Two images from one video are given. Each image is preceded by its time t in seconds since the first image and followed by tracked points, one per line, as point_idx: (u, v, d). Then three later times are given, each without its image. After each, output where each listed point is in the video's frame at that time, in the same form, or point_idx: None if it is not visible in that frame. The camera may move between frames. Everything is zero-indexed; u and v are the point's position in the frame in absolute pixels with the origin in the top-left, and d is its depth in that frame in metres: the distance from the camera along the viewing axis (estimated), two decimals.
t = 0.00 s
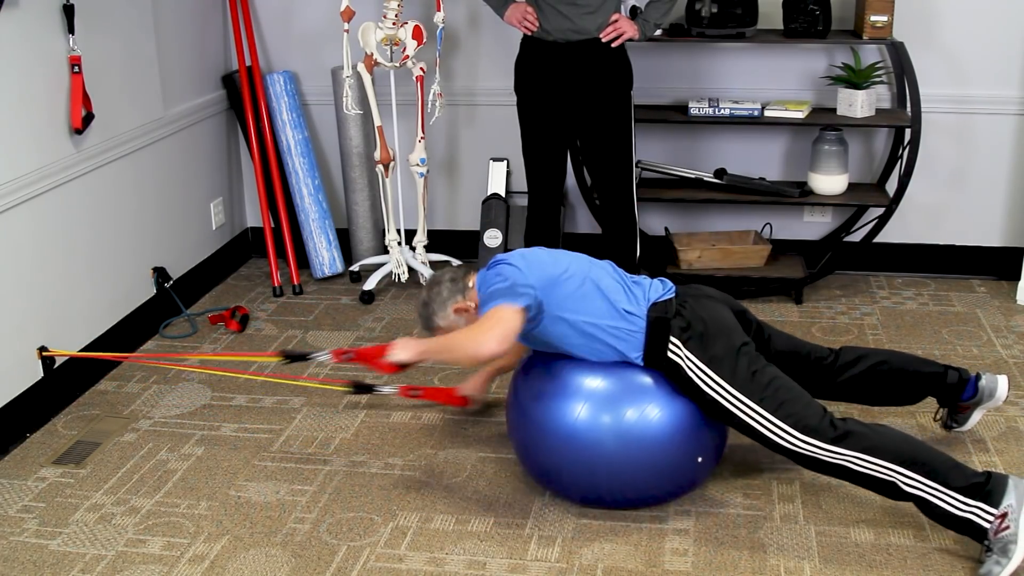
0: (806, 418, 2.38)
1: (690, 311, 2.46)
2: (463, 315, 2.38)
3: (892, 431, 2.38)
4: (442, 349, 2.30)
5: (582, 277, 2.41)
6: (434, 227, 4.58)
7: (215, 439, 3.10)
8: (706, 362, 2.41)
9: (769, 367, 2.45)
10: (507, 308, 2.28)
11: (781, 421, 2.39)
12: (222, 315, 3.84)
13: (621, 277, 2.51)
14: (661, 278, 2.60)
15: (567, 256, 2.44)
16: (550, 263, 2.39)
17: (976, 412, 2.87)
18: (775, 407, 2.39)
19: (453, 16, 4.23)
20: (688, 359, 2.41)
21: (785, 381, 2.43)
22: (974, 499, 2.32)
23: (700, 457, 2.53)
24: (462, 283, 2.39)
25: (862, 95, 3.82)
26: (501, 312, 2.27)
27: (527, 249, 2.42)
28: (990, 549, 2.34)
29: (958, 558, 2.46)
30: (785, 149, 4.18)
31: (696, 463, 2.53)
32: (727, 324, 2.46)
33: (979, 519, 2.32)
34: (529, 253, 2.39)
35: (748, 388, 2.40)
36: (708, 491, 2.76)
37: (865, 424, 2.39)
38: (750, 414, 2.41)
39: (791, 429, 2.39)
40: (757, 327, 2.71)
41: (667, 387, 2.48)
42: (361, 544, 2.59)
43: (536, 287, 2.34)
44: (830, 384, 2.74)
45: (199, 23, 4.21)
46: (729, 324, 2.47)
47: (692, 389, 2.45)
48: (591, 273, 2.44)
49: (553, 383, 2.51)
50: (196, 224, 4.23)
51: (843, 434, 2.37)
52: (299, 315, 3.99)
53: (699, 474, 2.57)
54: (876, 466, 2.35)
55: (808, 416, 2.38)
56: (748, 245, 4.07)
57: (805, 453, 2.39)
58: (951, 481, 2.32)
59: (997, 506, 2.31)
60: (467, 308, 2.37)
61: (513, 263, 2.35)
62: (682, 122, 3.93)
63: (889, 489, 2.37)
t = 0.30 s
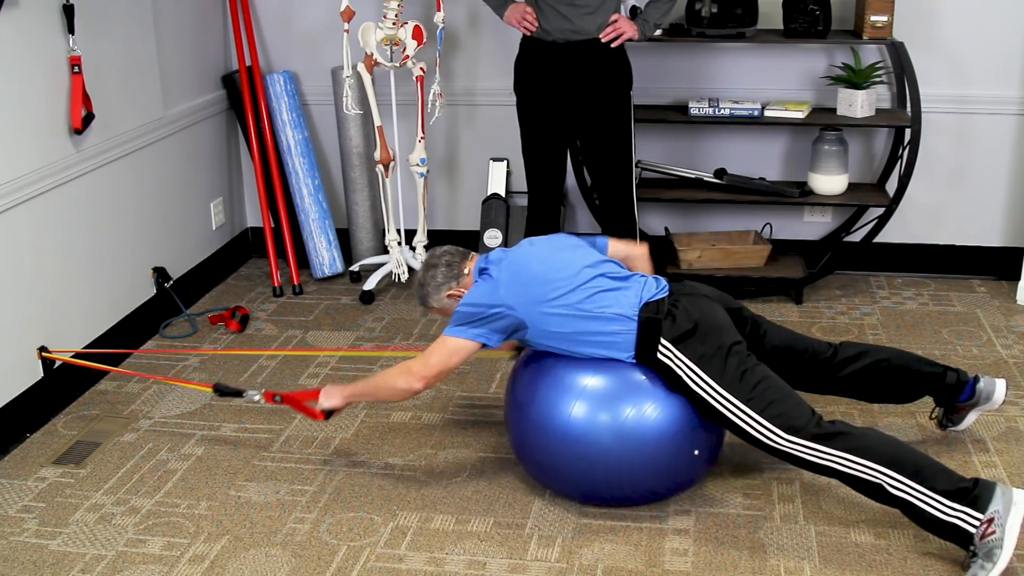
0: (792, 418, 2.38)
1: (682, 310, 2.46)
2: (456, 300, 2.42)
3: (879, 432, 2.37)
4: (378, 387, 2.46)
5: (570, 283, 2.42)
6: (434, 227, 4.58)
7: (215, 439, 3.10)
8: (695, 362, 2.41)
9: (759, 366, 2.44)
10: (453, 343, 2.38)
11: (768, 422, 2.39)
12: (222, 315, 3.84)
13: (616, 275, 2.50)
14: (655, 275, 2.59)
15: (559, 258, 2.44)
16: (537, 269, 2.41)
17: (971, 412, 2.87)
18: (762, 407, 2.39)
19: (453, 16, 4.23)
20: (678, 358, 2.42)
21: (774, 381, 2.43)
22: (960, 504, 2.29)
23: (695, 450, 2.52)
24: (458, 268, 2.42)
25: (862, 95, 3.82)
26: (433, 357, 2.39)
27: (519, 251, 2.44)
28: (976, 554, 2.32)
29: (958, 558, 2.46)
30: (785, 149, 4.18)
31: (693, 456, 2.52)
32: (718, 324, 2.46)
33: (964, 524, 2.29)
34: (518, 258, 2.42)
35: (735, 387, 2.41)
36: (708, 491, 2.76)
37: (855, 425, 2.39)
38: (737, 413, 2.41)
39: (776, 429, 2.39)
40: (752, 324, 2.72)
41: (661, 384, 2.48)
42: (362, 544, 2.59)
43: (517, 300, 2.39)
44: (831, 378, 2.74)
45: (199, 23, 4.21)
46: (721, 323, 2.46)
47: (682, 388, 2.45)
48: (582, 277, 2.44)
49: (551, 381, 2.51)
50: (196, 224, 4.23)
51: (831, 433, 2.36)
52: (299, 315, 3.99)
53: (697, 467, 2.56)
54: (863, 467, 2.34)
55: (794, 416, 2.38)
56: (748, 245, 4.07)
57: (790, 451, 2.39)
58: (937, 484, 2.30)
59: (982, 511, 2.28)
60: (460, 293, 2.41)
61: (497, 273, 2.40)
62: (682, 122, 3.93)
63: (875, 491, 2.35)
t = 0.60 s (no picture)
0: (800, 416, 2.39)
1: (681, 313, 2.45)
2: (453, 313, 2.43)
3: (888, 429, 2.37)
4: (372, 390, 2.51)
5: (564, 293, 2.40)
6: (434, 227, 4.58)
7: (215, 439, 3.10)
8: (697, 364, 2.41)
9: (763, 365, 2.45)
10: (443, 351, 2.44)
11: (775, 420, 2.39)
12: (222, 315, 3.81)
13: (614, 280, 2.47)
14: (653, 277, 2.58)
15: (554, 266, 2.42)
16: (532, 280, 2.40)
17: (965, 408, 2.89)
18: (769, 406, 2.39)
19: (453, 16, 4.23)
20: (679, 362, 2.41)
21: (779, 381, 2.43)
22: (968, 500, 2.31)
23: (695, 454, 2.52)
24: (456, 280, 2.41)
25: (862, 95, 3.81)
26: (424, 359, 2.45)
27: (513, 261, 2.42)
28: (990, 551, 2.33)
29: (958, 557, 2.47)
30: (786, 149, 4.18)
31: (692, 460, 2.53)
32: (719, 325, 2.46)
33: (974, 520, 2.31)
34: (512, 269, 2.40)
35: (740, 387, 2.41)
36: (708, 491, 2.76)
37: (863, 421, 2.39)
38: (742, 414, 2.41)
39: (785, 427, 2.39)
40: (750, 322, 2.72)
41: (659, 386, 2.48)
42: (361, 544, 2.59)
43: (512, 313, 2.39)
44: (830, 379, 2.73)
45: (199, 23, 4.21)
46: (723, 324, 2.47)
47: (684, 390, 2.45)
48: (578, 286, 2.42)
49: (551, 384, 2.51)
50: (196, 224, 4.23)
51: (841, 429, 2.36)
52: (299, 315, 3.99)
53: (696, 471, 2.56)
54: (872, 464, 2.34)
55: (802, 414, 2.39)
56: (748, 245, 4.07)
57: (798, 449, 2.39)
58: (946, 481, 2.31)
59: (991, 507, 2.30)
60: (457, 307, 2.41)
61: (491, 285, 2.40)
62: (682, 122, 3.93)
63: (884, 488, 2.36)
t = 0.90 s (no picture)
0: (809, 415, 2.39)
1: (689, 314, 2.47)
2: (444, 312, 2.34)
3: (896, 430, 2.38)
4: (401, 428, 2.38)
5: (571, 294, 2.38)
6: (434, 227, 4.58)
7: (216, 439, 3.10)
8: (707, 365, 2.41)
9: (769, 368, 2.45)
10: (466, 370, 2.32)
11: (786, 420, 2.39)
12: (222, 315, 3.85)
13: (615, 283, 2.47)
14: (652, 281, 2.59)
15: (557, 268, 2.40)
16: (536, 281, 2.36)
17: (955, 402, 2.87)
18: (779, 406, 2.39)
19: (453, 16, 4.23)
20: (688, 361, 2.41)
21: (786, 382, 2.44)
22: (976, 501, 2.32)
23: (696, 465, 2.54)
24: (450, 280, 2.35)
25: (862, 95, 3.81)
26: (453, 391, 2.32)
27: (514, 264, 2.38)
28: (998, 550, 2.34)
29: (959, 557, 2.47)
30: (786, 149, 4.18)
31: (692, 470, 2.54)
32: (725, 327, 2.47)
33: (981, 521, 2.32)
34: (514, 272, 2.36)
35: (750, 387, 2.41)
36: (707, 491, 2.76)
37: (871, 421, 2.40)
38: (753, 413, 2.41)
39: (796, 427, 2.38)
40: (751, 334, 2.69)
41: (662, 391, 2.48)
42: (361, 544, 2.59)
43: (521, 314, 2.34)
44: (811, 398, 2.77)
45: (199, 23, 4.21)
46: (728, 326, 2.48)
47: (693, 392, 2.44)
48: (582, 286, 2.40)
49: (549, 387, 2.51)
50: (196, 224, 4.23)
51: (851, 429, 2.36)
52: (299, 316, 3.99)
53: (694, 480, 2.57)
54: (884, 463, 2.33)
55: (812, 413, 2.39)
56: (748, 245, 4.07)
57: (809, 449, 2.38)
58: (954, 482, 2.32)
59: (998, 508, 2.31)
60: (449, 307, 2.34)
61: (495, 288, 2.34)
62: (681, 122, 3.93)
63: (893, 489, 2.35)
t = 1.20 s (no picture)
0: (812, 429, 2.38)
1: (690, 324, 2.45)
2: (451, 341, 2.35)
3: (898, 440, 2.37)
4: (434, 444, 2.31)
5: (567, 301, 2.38)
6: (434, 227, 4.58)
7: (216, 439, 3.10)
8: (708, 378, 2.40)
9: (771, 380, 2.44)
10: (488, 385, 2.25)
11: (789, 435, 2.38)
12: (222, 315, 3.85)
13: (617, 292, 2.47)
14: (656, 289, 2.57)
15: (555, 277, 2.41)
16: (534, 290, 2.37)
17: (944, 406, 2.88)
18: (781, 421, 2.38)
19: (453, 16, 4.23)
20: (690, 375, 2.40)
21: (788, 396, 2.42)
22: (980, 504, 2.32)
23: (698, 471, 2.54)
24: (449, 308, 2.38)
25: (862, 95, 3.82)
26: (480, 408, 2.24)
27: (511, 276, 2.40)
28: (1004, 549, 2.35)
29: (959, 557, 2.47)
30: (786, 149, 4.18)
31: (694, 476, 2.54)
32: (727, 338, 2.45)
33: (986, 522, 2.33)
34: (511, 282, 2.38)
35: (752, 402, 2.40)
36: (708, 491, 2.76)
37: (873, 433, 2.38)
38: (755, 427, 2.40)
39: (798, 441, 2.38)
40: (753, 341, 2.65)
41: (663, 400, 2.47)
42: (362, 544, 2.59)
43: (521, 321, 2.34)
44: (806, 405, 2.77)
45: (199, 23, 4.21)
46: (729, 337, 2.46)
47: (695, 404, 2.44)
48: (582, 294, 2.40)
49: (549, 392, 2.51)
50: (196, 224, 4.23)
51: (853, 443, 2.36)
52: (299, 315, 3.99)
53: (695, 486, 2.58)
54: (887, 476, 2.33)
55: (815, 427, 2.38)
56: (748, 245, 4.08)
57: (812, 464, 2.38)
58: (959, 487, 2.32)
59: (1003, 509, 2.32)
60: (453, 334, 2.35)
61: (493, 299, 2.35)
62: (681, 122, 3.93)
63: (897, 499, 2.36)
